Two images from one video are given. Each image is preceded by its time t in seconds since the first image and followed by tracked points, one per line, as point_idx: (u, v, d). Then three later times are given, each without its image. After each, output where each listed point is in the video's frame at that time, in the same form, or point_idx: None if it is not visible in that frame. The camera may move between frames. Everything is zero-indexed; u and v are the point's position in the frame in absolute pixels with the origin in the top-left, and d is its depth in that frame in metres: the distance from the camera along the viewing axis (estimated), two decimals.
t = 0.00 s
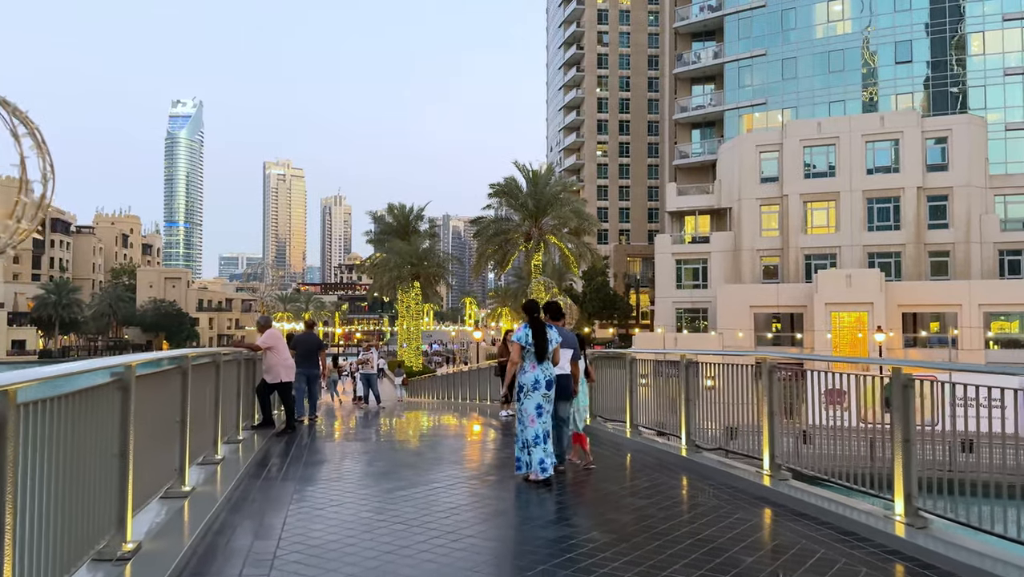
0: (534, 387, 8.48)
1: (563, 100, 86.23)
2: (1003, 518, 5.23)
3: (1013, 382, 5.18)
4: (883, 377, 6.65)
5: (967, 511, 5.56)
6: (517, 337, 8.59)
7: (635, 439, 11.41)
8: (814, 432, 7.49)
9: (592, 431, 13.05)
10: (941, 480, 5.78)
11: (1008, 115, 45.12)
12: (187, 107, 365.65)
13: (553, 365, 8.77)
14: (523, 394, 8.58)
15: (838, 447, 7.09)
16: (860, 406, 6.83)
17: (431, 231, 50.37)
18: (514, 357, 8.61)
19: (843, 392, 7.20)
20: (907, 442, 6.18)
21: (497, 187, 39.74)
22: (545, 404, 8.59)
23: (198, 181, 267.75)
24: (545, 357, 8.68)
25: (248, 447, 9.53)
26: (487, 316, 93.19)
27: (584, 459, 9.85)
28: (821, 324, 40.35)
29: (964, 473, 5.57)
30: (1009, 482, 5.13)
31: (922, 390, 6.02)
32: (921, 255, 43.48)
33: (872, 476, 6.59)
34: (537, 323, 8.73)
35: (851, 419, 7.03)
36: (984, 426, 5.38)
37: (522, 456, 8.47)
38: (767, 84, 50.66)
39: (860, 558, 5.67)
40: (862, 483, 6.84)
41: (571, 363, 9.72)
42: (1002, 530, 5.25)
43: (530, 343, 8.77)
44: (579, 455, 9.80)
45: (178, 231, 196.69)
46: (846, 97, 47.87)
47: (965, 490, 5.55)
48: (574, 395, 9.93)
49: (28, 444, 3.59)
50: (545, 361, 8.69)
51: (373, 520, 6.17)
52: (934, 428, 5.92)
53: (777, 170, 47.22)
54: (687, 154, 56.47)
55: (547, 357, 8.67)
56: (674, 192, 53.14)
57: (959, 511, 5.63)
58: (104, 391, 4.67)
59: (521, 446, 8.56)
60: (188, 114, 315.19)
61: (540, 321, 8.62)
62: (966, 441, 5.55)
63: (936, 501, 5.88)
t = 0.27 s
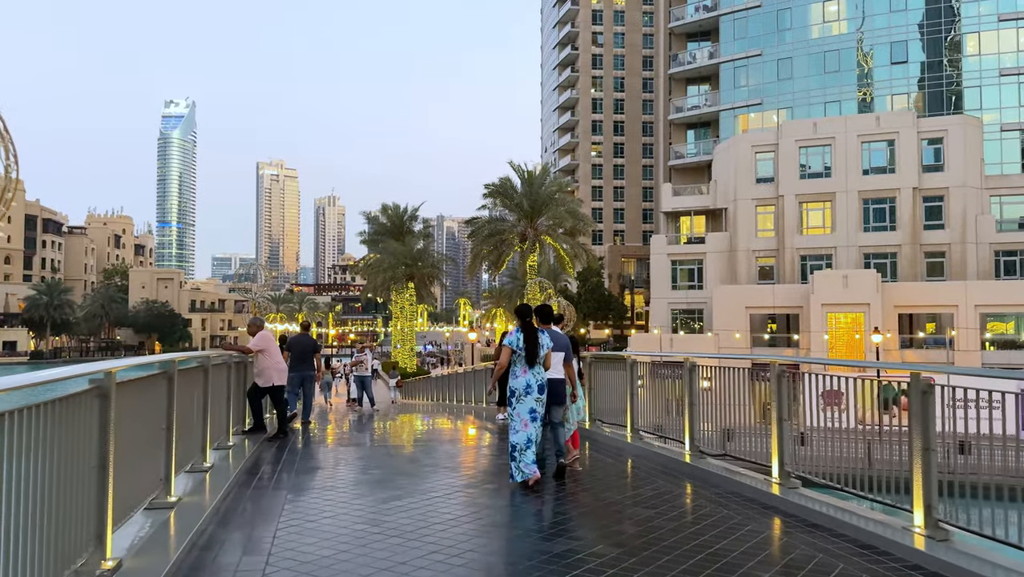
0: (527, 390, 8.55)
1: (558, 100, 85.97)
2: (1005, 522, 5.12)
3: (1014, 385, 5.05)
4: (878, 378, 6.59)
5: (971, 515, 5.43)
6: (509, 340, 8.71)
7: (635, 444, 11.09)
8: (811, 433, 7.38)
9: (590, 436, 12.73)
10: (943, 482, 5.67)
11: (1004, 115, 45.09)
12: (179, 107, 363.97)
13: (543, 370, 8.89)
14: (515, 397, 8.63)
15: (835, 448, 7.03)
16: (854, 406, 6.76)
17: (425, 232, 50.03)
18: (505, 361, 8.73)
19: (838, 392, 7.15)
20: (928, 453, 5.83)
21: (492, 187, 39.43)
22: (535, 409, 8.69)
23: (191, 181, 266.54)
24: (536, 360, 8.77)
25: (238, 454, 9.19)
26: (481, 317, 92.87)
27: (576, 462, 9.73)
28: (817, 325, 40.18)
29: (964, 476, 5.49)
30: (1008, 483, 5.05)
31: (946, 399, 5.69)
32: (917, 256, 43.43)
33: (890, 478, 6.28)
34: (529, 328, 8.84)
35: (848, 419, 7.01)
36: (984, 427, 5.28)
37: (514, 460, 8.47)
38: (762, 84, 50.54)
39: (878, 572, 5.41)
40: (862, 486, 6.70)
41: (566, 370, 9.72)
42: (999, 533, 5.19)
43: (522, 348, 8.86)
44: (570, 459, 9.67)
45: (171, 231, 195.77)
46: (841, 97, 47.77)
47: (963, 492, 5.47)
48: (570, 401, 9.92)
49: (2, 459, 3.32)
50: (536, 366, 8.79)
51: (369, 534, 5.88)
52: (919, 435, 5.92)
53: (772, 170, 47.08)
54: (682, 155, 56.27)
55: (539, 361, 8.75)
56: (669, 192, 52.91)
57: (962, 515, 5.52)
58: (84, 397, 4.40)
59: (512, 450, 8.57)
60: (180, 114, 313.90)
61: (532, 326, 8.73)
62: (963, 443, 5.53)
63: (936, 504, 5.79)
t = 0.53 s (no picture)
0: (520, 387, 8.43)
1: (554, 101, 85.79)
2: (1001, 520, 5.11)
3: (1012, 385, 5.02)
4: (876, 377, 6.57)
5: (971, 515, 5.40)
6: (504, 338, 8.60)
7: (638, 446, 10.78)
8: (814, 435, 7.32)
9: (591, 440, 12.41)
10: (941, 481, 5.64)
11: (1000, 116, 45.04)
12: (175, 107, 363.12)
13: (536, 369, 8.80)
14: (506, 396, 8.52)
15: (834, 449, 6.98)
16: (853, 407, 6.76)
17: (421, 232, 49.82)
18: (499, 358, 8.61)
19: (835, 393, 7.14)
20: (952, 459, 5.57)
21: (488, 187, 39.23)
22: (530, 407, 8.53)
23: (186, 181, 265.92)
24: (530, 359, 8.68)
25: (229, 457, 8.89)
26: (477, 318, 92.66)
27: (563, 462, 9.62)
28: (815, 325, 40.00)
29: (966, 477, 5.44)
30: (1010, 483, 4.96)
31: (969, 401, 5.44)
32: (913, 256, 43.33)
33: (904, 481, 6.04)
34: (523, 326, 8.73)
35: (845, 421, 7.03)
36: (983, 427, 5.20)
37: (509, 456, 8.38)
38: (758, 84, 50.41)
39: None
40: (865, 489, 6.55)
41: (560, 369, 9.65)
42: (997, 533, 5.16)
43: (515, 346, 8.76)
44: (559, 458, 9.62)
45: (165, 232, 195.29)
46: (838, 97, 47.67)
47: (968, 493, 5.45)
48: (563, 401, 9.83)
49: None
50: (529, 364, 8.71)
51: (361, 542, 5.60)
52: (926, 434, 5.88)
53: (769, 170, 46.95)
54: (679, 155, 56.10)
55: (532, 359, 8.64)
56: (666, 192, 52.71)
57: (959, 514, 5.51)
58: (57, 402, 4.11)
59: (505, 448, 8.46)
60: (175, 114, 313.36)
61: (526, 323, 8.63)
62: (960, 443, 5.47)
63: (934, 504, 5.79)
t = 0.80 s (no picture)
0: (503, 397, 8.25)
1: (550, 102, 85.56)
2: (996, 525, 5.13)
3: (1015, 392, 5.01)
4: (875, 382, 6.61)
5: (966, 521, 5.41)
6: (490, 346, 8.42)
7: (641, 453, 10.42)
8: (812, 438, 7.25)
9: (591, 445, 12.05)
10: (939, 489, 5.65)
11: (998, 117, 44.94)
12: (170, 108, 362.34)
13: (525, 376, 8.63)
14: (493, 405, 8.39)
15: (832, 452, 6.92)
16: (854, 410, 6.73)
17: (417, 233, 49.50)
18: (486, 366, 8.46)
19: (834, 396, 7.06)
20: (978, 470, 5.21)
21: (485, 187, 38.94)
22: (519, 415, 8.30)
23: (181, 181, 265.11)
24: (518, 367, 8.51)
25: (222, 467, 8.52)
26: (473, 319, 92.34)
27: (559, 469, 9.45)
28: (813, 327, 39.78)
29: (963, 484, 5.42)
30: (1015, 489, 5.00)
31: (989, 410, 5.18)
32: (911, 257, 43.19)
33: (914, 485, 5.91)
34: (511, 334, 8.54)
35: (844, 422, 6.97)
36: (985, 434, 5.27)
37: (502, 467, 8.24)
38: (756, 85, 50.25)
39: None
40: (862, 492, 6.52)
41: (558, 376, 9.41)
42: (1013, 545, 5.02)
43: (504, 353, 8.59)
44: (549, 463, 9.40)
45: (160, 233, 194.60)
46: (836, 98, 47.55)
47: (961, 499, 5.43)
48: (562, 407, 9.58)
49: None
50: (518, 372, 8.53)
51: (355, 561, 5.31)
52: (930, 435, 5.81)
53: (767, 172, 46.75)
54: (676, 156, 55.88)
55: (520, 368, 8.47)
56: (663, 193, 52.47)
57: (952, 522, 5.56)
58: (31, 416, 3.79)
59: (497, 457, 8.30)
60: (171, 114, 312.53)
61: (513, 331, 8.42)
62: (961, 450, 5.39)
63: (930, 511, 5.77)
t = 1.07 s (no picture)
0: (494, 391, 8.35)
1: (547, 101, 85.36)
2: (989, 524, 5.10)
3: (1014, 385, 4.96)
4: (875, 379, 6.34)
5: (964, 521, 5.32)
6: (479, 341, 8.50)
7: (646, 453, 10.08)
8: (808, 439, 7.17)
9: (593, 445, 11.71)
10: (936, 487, 5.54)
11: (996, 116, 44.83)
12: (166, 107, 361.72)
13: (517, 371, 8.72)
14: (483, 398, 8.50)
15: (836, 452, 6.76)
16: (854, 408, 6.53)
17: (414, 232, 49.29)
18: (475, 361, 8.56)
19: (835, 396, 6.82)
20: (1008, 471, 4.98)
21: (482, 186, 38.74)
22: (505, 411, 8.43)
23: (177, 181, 264.44)
24: (508, 361, 8.62)
25: (216, 470, 8.13)
26: (469, 319, 92.13)
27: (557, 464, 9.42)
28: (812, 327, 39.67)
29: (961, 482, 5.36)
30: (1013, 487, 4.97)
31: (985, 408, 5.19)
32: (910, 257, 43.08)
33: (920, 485, 5.69)
34: (501, 329, 8.64)
35: (843, 422, 6.76)
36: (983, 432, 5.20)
37: (487, 462, 8.39)
38: (753, 84, 50.11)
39: None
40: (871, 493, 6.26)
41: (555, 371, 9.17)
42: None
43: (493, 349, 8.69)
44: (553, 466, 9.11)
45: (156, 232, 194.32)
46: (834, 98, 47.43)
47: (964, 498, 5.31)
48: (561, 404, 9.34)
49: None
50: (508, 366, 8.64)
51: (353, 568, 5.12)
52: (932, 436, 5.60)
53: (765, 171, 46.62)
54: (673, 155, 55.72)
55: (511, 362, 8.56)
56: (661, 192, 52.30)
57: (959, 520, 5.35)
58: (4, 414, 3.54)
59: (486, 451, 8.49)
60: (166, 114, 311.89)
61: (504, 326, 8.49)
62: (961, 447, 5.37)
63: (930, 509, 5.62)
